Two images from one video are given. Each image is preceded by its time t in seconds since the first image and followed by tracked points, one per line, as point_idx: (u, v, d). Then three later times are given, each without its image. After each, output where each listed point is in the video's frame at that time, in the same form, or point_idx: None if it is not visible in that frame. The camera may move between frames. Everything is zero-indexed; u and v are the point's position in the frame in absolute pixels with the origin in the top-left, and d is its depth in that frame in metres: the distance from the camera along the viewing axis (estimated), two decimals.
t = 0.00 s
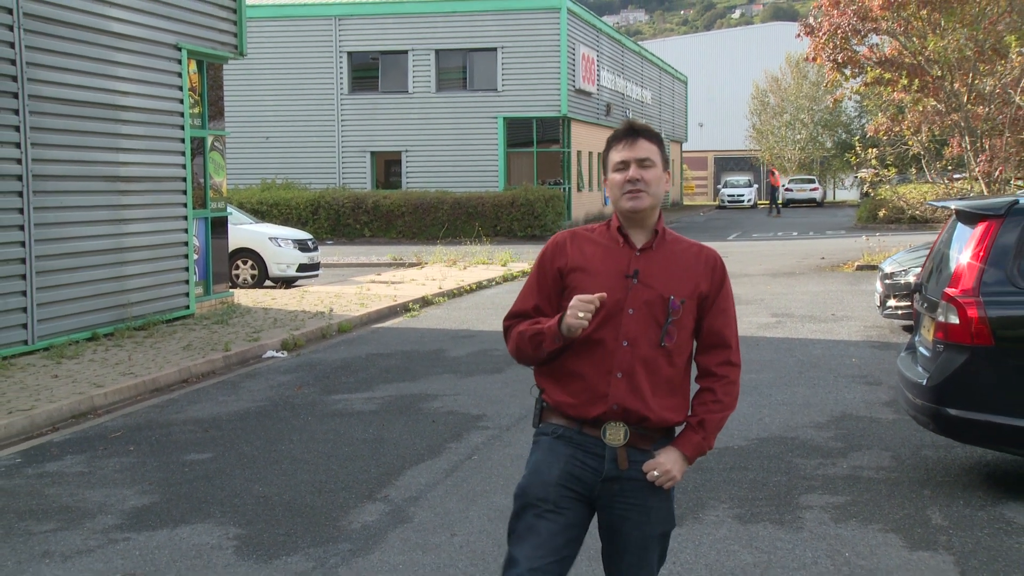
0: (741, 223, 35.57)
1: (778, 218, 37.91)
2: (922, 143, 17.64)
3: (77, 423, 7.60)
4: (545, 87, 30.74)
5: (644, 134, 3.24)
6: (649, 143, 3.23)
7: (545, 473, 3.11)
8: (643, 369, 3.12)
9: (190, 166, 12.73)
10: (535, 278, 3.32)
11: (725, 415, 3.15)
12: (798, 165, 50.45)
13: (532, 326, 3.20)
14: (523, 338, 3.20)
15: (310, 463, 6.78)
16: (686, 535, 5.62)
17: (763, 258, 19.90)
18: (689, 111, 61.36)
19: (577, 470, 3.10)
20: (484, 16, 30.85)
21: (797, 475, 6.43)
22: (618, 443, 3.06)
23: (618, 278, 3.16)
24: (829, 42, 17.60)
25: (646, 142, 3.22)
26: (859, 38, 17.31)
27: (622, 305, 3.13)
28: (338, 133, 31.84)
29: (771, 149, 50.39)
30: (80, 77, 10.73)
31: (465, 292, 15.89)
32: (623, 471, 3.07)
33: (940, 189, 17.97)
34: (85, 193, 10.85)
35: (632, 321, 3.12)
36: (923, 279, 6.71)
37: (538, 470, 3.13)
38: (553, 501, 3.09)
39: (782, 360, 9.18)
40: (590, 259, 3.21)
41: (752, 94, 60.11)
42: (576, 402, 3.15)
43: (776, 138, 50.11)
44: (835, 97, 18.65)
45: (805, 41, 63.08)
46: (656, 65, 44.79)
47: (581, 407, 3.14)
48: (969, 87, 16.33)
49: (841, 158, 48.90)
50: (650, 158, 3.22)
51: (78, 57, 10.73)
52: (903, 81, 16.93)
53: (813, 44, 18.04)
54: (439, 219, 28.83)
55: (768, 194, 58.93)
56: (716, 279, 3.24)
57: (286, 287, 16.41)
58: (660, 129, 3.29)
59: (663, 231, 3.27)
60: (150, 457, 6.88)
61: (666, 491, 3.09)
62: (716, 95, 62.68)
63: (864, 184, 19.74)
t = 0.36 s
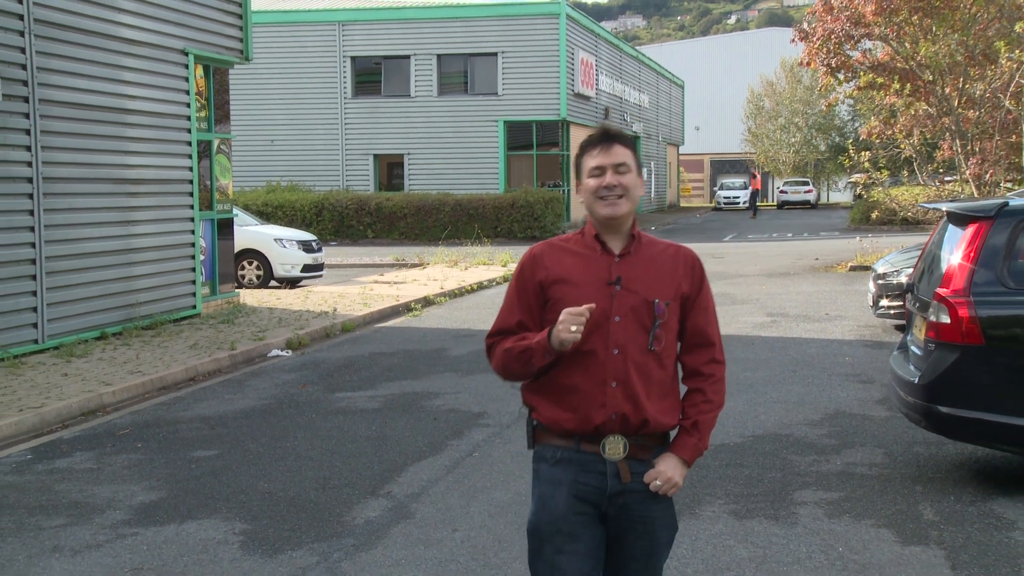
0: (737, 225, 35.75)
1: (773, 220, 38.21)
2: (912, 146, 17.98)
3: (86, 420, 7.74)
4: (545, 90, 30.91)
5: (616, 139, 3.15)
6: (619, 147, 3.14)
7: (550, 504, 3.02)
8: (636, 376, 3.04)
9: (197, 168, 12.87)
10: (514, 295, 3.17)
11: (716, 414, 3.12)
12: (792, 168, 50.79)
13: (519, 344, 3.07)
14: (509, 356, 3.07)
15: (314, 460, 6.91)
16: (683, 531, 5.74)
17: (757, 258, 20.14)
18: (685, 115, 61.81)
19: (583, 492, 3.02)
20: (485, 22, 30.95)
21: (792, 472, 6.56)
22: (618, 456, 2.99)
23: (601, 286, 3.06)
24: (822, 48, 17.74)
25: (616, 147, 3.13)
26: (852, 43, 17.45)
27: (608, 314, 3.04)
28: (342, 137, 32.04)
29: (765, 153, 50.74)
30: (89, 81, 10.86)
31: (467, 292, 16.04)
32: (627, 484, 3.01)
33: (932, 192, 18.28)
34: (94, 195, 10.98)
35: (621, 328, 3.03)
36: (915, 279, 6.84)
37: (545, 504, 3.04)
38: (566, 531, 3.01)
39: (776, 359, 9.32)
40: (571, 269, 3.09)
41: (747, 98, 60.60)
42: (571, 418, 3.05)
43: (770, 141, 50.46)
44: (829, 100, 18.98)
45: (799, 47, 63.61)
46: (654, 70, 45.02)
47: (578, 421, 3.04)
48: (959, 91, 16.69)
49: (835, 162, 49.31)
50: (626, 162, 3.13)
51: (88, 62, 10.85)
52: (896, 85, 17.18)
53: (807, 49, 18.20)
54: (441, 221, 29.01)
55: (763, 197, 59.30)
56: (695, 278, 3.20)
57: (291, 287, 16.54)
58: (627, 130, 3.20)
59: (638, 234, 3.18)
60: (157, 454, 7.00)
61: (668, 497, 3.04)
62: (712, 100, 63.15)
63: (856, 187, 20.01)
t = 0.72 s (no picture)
0: (732, 226, 35.92)
1: (768, 222, 38.40)
2: (904, 149, 18.58)
3: (96, 418, 7.88)
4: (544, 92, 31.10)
5: (580, 145, 3.12)
6: (584, 153, 3.11)
7: (541, 522, 2.98)
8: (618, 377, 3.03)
9: (204, 171, 13.02)
10: (486, 307, 3.13)
11: (698, 408, 3.09)
12: (786, 171, 50.91)
13: (497, 356, 3.03)
14: (489, 369, 3.03)
15: (319, 457, 7.04)
16: (680, 526, 5.87)
17: (749, 260, 20.32)
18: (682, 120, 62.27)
19: (574, 507, 2.98)
20: (486, 27, 31.16)
21: (787, 469, 6.69)
22: (606, 463, 2.98)
23: (575, 290, 3.05)
24: (816, 53, 18.02)
25: (580, 153, 3.11)
26: (845, 48, 17.79)
27: (586, 318, 3.02)
28: (346, 140, 32.24)
29: (761, 156, 51.00)
30: (99, 85, 11.00)
31: (468, 292, 16.18)
32: (617, 491, 2.98)
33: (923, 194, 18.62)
34: (103, 198, 11.12)
35: (599, 330, 3.02)
36: (907, 280, 6.98)
37: (536, 524, 2.99)
38: (558, 546, 2.97)
39: (771, 358, 9.46)
40: (543, 276, 3.07)
41: (742, 103, 61.06)
42: (556, 425, 3.02)
43: (765, 145, 50.71)
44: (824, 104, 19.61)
45: (793, 52, 64.06)
46: (651, 75, 45.20)
47: (562, 429, 3.01)
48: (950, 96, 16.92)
49: (828, 165, 49.62)
50: (592, 171, 3.12)
51: (97, 66, 11.00)
52: (888, 90, 17.59)
53: (801, 54, 18.46)
54: (442, 223, 29.18)
55: (758, 199, 59.62)
56: (666, 275, 3.20)
57: (296, 288, 16.69)
58: (590, 134, 3.18)
59: (606, 235, 3.19)
60: (165, 451, 7.14)
61: (660, 498, 3.00)
62: (708, 104, 63.62)
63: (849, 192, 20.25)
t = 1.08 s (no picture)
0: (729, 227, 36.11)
1: (763, 223, 38.61)
2: (897, 152, 18.93)
3: (105, 415, 8.03)
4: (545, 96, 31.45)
5: (566, 152, 3.18)
6: (571, 160, 3.19)
7: (535, 527, 3.07)
8: (606, 379, 3.10)
9: (211, 174, 13.17)
10: (473, 310, 3.18)
11: (685, 404, 3.21)
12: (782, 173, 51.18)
13: (487, 360, 3.08)
14: (481, 372, 3.08)
15: (323, 453, 7.18)
16: (678, 521, 6.01)
17: (746, 260, 20.39)
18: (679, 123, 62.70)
19: (565, 510, 3.06)
20: (487, 33, 31.41)
21: (782, 465, 6.83)
22: (594, 461, 3.05)
23: (562, 292, 3.13)
24: (811, 58, 18.50)
25: (568, 160, 3.18)
26: (839, 53, 18.24)
27: (574, 320, 3.10)
28: (350, 142, 32.48)
29: (757, 158, 51.33)
30: (108, 89, 11.13)
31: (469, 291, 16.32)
32: (608, 488, 3.06)
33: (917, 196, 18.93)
34: (113, 199, 11.27)
35: (587, 333, 3.10)
36: (900, 280, 7.12)
37: (530, 530, 3.08)
38: (551, 549, 3.07)
39: (767, 356, 9.59)
40: (530, 280, 3.14)
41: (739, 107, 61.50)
42: (545, 427, 3.09)
43: (761, 147, 51.03)
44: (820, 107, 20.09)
45: (790, 56, 64.54)
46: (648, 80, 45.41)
47: (551, 431, 3.08)
48: (941, 100, 17.24)
49: (823, 167, 49.96)
50: (577, 178, 3.18)
51: (107, 71, 11.15)
52: (882, 94, 18.07)
53: (796, 58, 18.93)
54: (444, 223, 29.39)
55: (755, 201, 59.93)
56: (650, 277, 3.31)
57: (301, 288, 16.85)
58: (579, 140, 3.24)
59: (591, 239, 3.27)
60: (173, 447, 7.28)
61: (653, 491, 3.07)
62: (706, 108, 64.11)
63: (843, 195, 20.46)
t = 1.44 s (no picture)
0: (726, 228, 36.35)
1: (761, 224, 38.86)
2: (892, 154, 19.18)
3: (116, 413, 8.17)
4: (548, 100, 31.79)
5: (605, 167, 3.19)
6: (608, 174, 3.19)
7: (534, 524, 3.12)
8: (603, 379, 3.15)
9: (220, 176, 13.33)
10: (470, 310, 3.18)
11: (685, 400, 3.25)
12: (779, 175, 51.87)
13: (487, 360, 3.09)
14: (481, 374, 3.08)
15: (329, 450, 7.33)
16: (678, 516, 6.15)
17: (743, 261, 20.51)
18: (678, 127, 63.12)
19: (563, 508, 3.11)
20: (490, 39, 31.72)
21: (780, 462, 6.96)
22: (591, 458, 3.10)
23: (561, 293, 3.16)
24: (808, 62, 18.66)
25: (606, 175, 3.18)
26: (835, 58, 18.45)
27: (572, 321, 3.14)
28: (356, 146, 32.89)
29: (755, 161, 51.82)
30: (118, 92, 11.27)
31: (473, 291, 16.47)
32: (606, 482, 3.10)
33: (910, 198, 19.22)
34: (125, 201, 11.43)
35: (585, 334, 3.13)
36: (895, 281, 7.25)
37: (530, 528, 3.14)
38: (550, 547, 3.12)
39: (765, 355, 9.73)
40: (529, 280, 3.16)
41: (737, 110, 61.92)
42: (543, 427, 3.14)
43: (759, 150, 51.46)
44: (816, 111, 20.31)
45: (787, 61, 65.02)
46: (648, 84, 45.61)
47: (549, 431, 3.13)
48: (935, 104, 17.57)
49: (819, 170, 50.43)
50: (610, 195, 3.20)
51: (118, 76, 11.29)
52: (876, 98, 18.19)
53: (793, 63, 19.08)
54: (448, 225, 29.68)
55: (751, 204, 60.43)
56: (647, 276, 3.35)
57: (308, 288, 16.99)
58: (610, 152, 3.25)
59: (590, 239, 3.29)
60: (182, 444, 7.43)
61: (649, 483, 3.13)
62: (705, 112, 64.55)
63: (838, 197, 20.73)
